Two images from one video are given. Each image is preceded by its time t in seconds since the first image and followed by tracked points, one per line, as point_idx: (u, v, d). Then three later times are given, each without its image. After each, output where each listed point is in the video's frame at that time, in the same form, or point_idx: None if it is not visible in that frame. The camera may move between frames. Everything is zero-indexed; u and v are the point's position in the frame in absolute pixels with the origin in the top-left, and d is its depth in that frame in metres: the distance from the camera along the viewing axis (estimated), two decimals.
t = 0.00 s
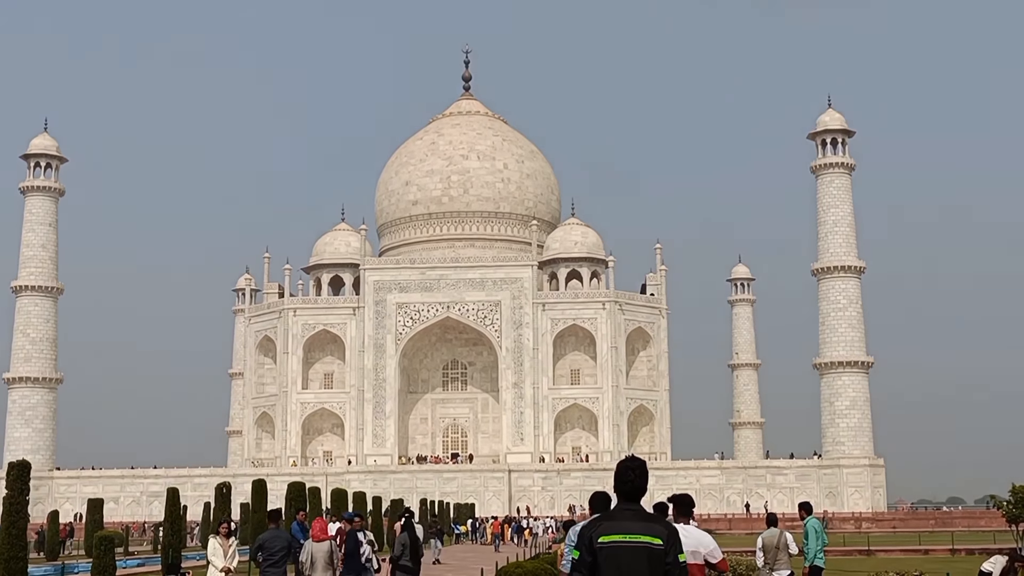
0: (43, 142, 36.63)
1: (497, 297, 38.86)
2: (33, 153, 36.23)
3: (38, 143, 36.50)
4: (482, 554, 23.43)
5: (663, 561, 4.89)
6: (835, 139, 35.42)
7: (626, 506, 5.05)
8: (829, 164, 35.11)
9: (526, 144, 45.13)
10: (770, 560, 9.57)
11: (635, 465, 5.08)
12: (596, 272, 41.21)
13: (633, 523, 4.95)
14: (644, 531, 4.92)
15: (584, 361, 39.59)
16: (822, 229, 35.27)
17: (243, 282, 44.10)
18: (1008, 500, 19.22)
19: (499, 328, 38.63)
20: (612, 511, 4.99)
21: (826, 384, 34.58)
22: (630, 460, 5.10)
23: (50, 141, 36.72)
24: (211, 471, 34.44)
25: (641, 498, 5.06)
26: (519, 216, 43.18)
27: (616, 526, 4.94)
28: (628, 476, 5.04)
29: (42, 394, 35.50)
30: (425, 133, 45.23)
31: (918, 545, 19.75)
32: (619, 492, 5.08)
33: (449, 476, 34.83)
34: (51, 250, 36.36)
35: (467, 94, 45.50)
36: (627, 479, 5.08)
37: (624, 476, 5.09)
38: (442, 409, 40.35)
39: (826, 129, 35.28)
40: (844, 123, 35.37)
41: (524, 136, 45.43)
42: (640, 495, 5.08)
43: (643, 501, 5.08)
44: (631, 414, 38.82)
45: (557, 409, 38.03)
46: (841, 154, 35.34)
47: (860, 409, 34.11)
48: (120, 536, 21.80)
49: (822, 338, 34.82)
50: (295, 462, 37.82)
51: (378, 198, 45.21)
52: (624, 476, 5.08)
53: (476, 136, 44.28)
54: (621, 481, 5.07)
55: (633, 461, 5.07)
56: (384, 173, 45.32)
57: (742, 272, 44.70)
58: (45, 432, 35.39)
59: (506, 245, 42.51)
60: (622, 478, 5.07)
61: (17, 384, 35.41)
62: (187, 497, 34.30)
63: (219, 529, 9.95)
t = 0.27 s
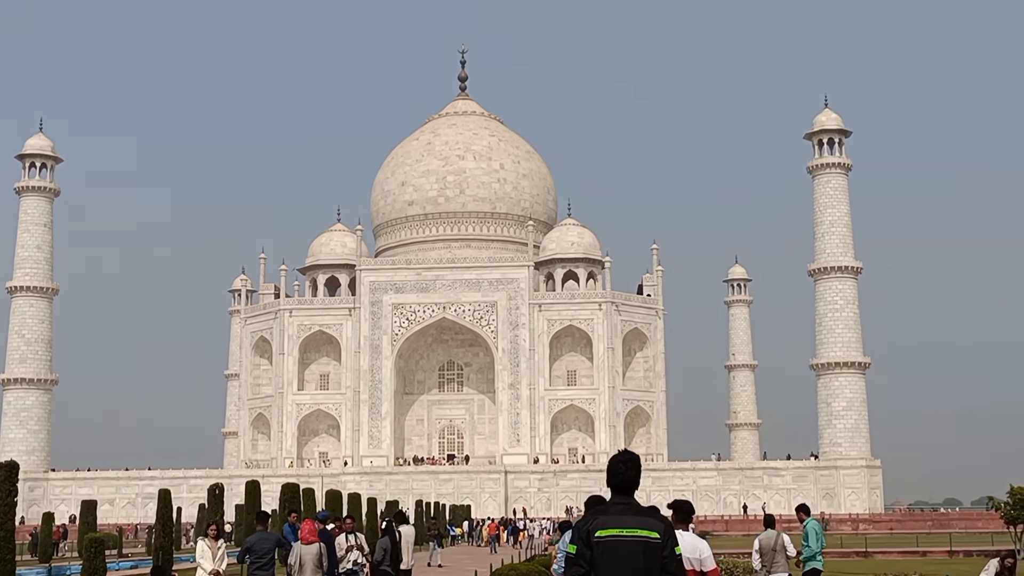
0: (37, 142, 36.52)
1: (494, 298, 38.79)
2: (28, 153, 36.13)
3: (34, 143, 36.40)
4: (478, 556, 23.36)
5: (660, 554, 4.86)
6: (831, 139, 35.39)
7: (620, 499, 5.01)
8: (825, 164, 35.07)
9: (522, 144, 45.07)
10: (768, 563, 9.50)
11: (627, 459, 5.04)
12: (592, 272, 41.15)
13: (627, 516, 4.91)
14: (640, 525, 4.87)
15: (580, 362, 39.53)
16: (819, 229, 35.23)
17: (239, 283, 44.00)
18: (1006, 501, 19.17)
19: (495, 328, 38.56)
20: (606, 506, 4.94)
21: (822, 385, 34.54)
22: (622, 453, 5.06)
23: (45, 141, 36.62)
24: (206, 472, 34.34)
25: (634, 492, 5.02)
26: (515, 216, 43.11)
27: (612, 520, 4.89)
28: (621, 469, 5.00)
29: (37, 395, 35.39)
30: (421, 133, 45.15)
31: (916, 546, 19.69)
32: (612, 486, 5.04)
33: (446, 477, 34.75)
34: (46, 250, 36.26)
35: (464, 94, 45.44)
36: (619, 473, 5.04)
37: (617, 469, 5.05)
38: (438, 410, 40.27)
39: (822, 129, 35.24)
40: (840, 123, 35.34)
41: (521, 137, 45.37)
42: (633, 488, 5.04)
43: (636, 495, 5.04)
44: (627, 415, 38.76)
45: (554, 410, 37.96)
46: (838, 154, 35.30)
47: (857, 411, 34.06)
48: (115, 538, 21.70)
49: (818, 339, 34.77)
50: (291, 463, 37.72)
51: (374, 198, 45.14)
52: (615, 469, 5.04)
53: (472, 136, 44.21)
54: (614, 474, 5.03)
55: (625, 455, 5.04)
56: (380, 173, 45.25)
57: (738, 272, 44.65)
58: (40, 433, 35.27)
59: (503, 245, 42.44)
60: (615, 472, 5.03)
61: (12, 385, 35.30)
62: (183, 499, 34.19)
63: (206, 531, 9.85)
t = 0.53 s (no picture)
0: (37, 144, 36.45)
1: (495, 298, 38.70)
2: (28, 155, 36.06)
3: (34, 145, 36.33)
4: (481, 556, 23.29)
5: (661, 560, 4.89)
6: (833, 138, 35.29)
7: (619, 506, 5.01)
8: (827, 162, 34.97)
9: (523, 144, 44.99)
10: (773, 565, 9.41)
11: (623, 467, 5.06)
12: (594, 272, 41.06)
13: (626, 523, 4.92)
14: (641, 532, 4.89)
15: (582, 362, 39.44)
16: (821, 228, 35.13)
17: (240, 284, 43.93)
18: (1011, 499, 19.08)
19: (497, 329, 38.47)
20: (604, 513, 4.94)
21: (825, 384, 34.45)
22: (617, 461, 5.08)
23: (46, 143, 36.55)
24: (208, 474, 34.26)
25: (631, 498, 5.03)
26: (516, 216, 43.02)
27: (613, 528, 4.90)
28: (618, 476, 5.02)
29: (38, 397, 35.33)
30: (422, 133, 45.07)
31: (920, 546, 19.59)
32: (608, 495, 5.05)
33: (448, 478, 34.67)
34: (47, 252, 36.20)
35: (464, 94, 45.37)
36: (615, 479, 5.05)
37: (613, 477, 5.06)
38: (440, 410, 40.18)
39: (824, 127, 35.14)
40: (842, 121, 35.24)
41: (522, 137, 45.29)
42: (630, 494, 5.05)
43: (633, 501, 5.05)
44: (630, 415, 38.66)
45: (556, 410, 37.88)
46: (840, 152, 35.20)
47: (860, 409, 33.97)
48: (116, 539, 21.61)
49: (821, 338, 34.67)
50: (293, 464, 37.64)
51: (375, 199, 45.07)
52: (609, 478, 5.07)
53: (473, 136, 44.13)
54: (610, 480, 5.05)
55: (620, 462, 5.05)
56: (380, 173, 45.17)
57: (740, 272, 44.55)
58: (41, 435, 35.20)
59: (504, 246, 42.35)
60: (612, 479, 5.04)
61: (13, 387, 35.24)
62: (185, 501, 34.11)
63: (204, 534, 9.76)
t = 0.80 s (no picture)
0: (36, 142, 36.39)
1: (495, 296, 38.66)
2: (27, 153, 36.00)
3: (32, 143, 36.27)
4: (481, 555, 23.23)
5: (654, 548, 4.95)
6: (833, 135, 35.25)
7: (610, 494, 5.11)
8: (827, 160, 34.92)
9: (522, 142, 44.95)
10: (776, 563, 9.36)
11: (613, 456, 5.16)
12: (593, 270, 41.01)
13: (617, 510, 5.02)
14: (633, 521, 4.96)
15: (582, 360, 39.39)
16: (821, 226, 35.08)
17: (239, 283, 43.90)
18: (1012, 497, 19.03)
19: (496, 327, 38.42)
20: (597, 502, 5.06)
21: (825, 382, 34.40)
22: (608, 452, 5.18)
23: (44, 141, 36.49)
24: (207, 473, 34.20)
25: (622, 487, 5.14)
26: (515, 214, 42.98)
27: (605, 517, 4.98)
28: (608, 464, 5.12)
29: (37, 396, 35.27)
30: (421, 132, 45.03)
31: (921, 544, 19.55)
32: (599, 484, 5.16)
33: (447, 477, 34.60)
34: (45, 250, 36.15)
35: (463, 92, 45.33)
36: (605, 469, 5.16)
37: (603, 467, 5.16)
38: (439, 409, 40.14)
39: (823, 125, 35.09)
40: (842, 118, 35.19)
41: (521, 135, 45.26)
42: (621, 483, 5.16)
43: (624, 490, 5.16)
44: (629, 413, 38.61)
45: (555, 409, 37.82)
46: (839, 150, 35.16)
47: (860, 407, 33.92)
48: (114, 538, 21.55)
49: (821, 336, 34.62)
50: (292, 463, 37.58)
51: (374, 197, 45.03)
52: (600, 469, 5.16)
53: (472, 134, 44.09)
54: (600, 470, 5.15)
55: (610, 451, 5.15)
56: (379, 172, 45.14)
57: (740, 270, 44.52)
58: (40, 434, 35.14)
59: (503, 244, 42.30)
60: (602, 470, 5.14)
61: (12, 386, 35.18)
62: (184, 500, 34.04)
63: (198, 531, 9.73)
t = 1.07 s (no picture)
0: (37, 141, 36.35)
1: (496, 296, 38.59)
2: (27, 153, 35.95)
3: (33, 143, 36.24)
4: (482, 555, 23.17)
5: (648, 554, 4.90)
6: (835, 134, 35.16)
7: (608, 498, 5.05)
8: (829, 159, 34.84)
9: (524, 141, 44.88)
10: (779, 565, 9.29)
11: (616, 458, 5.09)
12: (595, 270, 40.94)
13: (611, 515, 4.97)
14: (628, 525, 4.92)
15: (583, 359, 39.33)
16: (823, 225, 35.01)
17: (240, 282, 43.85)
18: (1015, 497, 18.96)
19: (498, 327, 38.36)
20: (595, 506, 4.99)
21: (827, 381, 34.32)
22: (610, 453, 5.11)
23: (45, 140, 36.45)
24: (208, 472, 34.17)
25: (622, 490, 5.07)
26: (517, 213, 42.91)
27: (600, 520, 4.94)
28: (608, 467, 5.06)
29: (38, 395, 35.23)
30: (422, 130, 44.97)
31: (923, 543, 19.47)
32: (599, 487, 5.10)
33: (449, 477, 34.56)
34: (46, 250, 36.12)
35: (465, 91, 45.25)
36: (606, 471, 5.09)
37: (604, 468, 5.09)
38: (441, 408, 40.09)
39: (826, 124, 35.00)
40: (844, 117, 35.10)
41: (522, 134, 45.18)
42: (621, 487, 5.09)
43: (624, 494, 5.09)
44: (631, 413, 38.55)
45: (557, 408, 37.76)
46: (842, 149, 35.07)
47: (862, 407, 33.85)
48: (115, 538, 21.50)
49: (823, 335, 34.54)
50: (293, 463, 37.55)
51: (375, 196, 44.98)
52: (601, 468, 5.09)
53: (474, 133, 44.01)
54: (601, 473, 5.08)
55: (611, 454, 5.08)
56: (381, 170, 45.07)
57: (742, 269, 44.43)
58: (41, 434, 35.11)
59: (505, 243, 42.24)
60: (603, 472, 5.08)
61: (12, 386, 35.14)
62: (184, 499, 34.01)
63: (193, 534, 9.64)
